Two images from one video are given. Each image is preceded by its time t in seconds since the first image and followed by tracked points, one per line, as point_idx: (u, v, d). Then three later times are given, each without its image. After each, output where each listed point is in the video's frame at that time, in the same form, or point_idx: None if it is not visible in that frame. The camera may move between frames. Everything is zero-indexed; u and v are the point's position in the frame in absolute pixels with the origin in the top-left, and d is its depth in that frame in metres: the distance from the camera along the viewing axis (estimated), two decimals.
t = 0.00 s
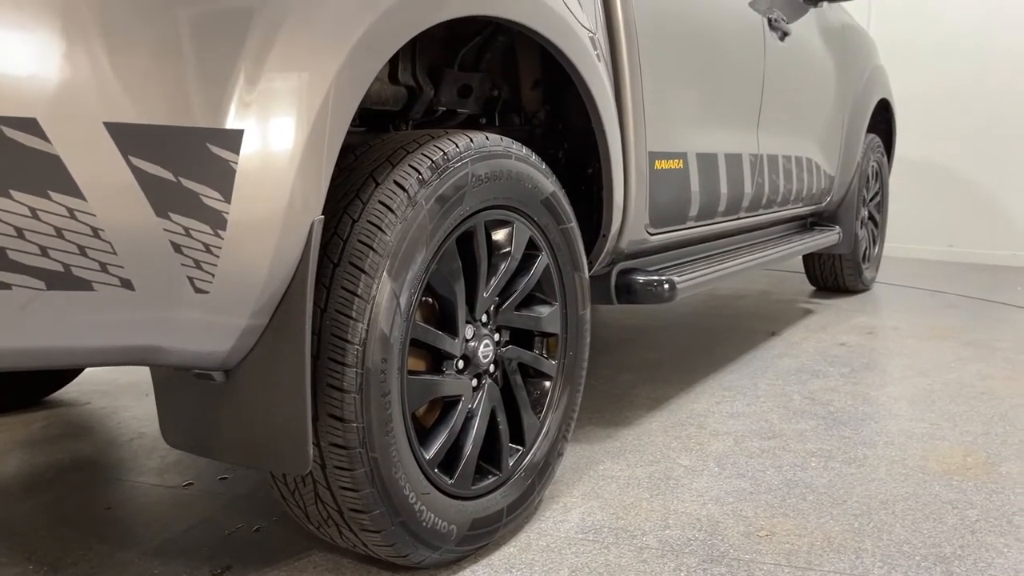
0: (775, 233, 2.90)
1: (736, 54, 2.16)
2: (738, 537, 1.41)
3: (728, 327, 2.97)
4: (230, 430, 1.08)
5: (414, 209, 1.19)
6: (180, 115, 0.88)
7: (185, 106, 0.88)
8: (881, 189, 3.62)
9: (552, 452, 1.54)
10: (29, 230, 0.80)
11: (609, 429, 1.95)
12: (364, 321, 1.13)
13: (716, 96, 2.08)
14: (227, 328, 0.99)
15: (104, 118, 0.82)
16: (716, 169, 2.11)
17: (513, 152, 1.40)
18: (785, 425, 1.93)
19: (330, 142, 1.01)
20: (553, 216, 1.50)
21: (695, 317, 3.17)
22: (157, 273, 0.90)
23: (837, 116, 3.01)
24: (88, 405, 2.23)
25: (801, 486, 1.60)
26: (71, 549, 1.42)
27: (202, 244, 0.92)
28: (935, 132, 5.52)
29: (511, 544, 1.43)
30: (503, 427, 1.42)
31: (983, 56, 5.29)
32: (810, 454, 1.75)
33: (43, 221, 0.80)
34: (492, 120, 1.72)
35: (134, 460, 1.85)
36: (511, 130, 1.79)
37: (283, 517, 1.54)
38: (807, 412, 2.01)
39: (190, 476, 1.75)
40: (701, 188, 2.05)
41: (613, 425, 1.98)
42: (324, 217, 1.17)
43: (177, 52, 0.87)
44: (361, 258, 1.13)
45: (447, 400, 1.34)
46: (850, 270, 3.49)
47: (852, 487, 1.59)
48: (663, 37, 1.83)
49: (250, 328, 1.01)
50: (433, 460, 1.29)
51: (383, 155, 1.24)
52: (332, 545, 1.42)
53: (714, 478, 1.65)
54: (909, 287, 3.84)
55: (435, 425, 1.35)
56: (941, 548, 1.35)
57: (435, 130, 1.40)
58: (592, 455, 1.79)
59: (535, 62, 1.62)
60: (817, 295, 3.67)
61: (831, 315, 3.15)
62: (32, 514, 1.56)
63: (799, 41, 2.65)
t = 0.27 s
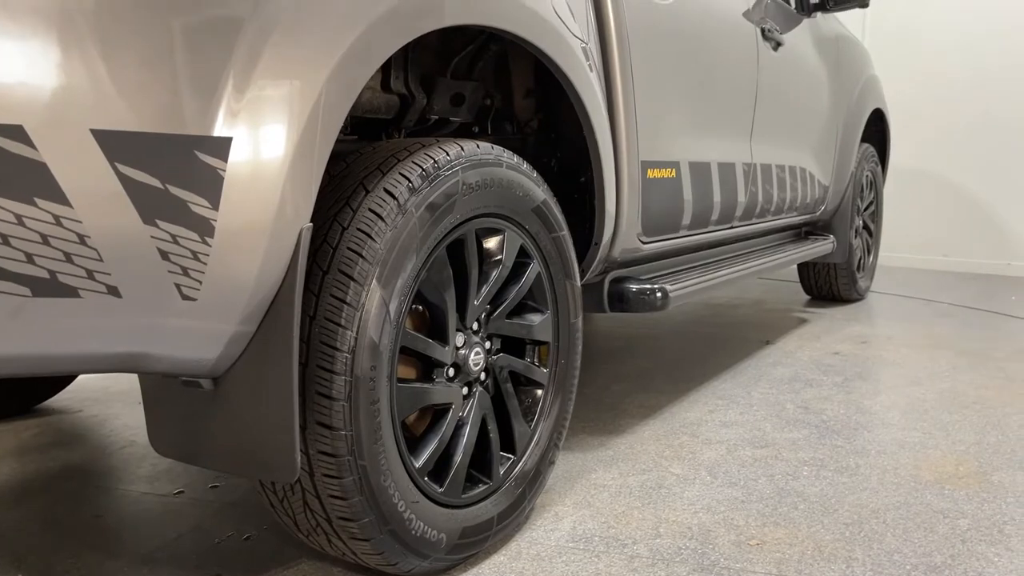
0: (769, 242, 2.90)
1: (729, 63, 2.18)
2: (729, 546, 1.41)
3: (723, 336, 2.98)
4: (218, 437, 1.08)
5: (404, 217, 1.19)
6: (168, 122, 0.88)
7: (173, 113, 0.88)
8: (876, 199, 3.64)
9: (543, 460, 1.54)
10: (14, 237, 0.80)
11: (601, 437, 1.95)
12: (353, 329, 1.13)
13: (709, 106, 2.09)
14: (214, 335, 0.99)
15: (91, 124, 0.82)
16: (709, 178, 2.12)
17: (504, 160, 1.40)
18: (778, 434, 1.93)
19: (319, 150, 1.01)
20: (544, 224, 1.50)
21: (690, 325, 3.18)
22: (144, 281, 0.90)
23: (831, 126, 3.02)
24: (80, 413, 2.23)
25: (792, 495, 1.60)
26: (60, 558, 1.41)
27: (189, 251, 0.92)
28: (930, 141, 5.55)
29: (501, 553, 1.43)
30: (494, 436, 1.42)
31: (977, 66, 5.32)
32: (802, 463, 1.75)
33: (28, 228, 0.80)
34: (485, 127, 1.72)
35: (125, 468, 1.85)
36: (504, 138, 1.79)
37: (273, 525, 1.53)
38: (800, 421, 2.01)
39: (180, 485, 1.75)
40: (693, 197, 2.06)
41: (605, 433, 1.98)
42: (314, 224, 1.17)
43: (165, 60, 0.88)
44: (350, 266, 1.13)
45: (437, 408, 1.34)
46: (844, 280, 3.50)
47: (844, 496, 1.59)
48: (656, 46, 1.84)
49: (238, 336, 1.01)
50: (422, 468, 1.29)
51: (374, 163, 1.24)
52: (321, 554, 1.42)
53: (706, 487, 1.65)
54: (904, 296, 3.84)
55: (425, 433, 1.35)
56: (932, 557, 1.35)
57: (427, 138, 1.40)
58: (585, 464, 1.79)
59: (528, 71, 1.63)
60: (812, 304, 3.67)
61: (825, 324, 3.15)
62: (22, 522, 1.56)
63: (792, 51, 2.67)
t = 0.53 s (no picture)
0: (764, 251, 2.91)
1: (722, 73, 2.19)
2: (720, 555, 1.40)
3: (718, 346, 2.98)
4: (206, 445, 1.08)
5: (394, 224, 1.19)
6: (156, 129, 0.88)
7: (161, 120, 0.88)
8: (871, 208, 3.65)
9: (535, 469, 1.54)
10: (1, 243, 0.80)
11: (594, 446, 1.95)
12: (342, 337, 1.13)
13: (702, 116, 2.10)
14: (202, 342, 0.99)
15: (79, 131, 0.83)
16: (702, 187, 2.13)
17: (495, 169, 1.41)
18: (771, 443, 1.92)
19: (308, 158, 1.01)
20: (536, 233, 1.50)
21: (685, 335, 3.18)
22: (131, 287, 0.90)
23: (825, 136, 3.04)
24: (72, 421, 2.23)
25: (784, 504, 1.59)
26: (48, 566, 1.41)
27: (177, 258, 0.92)
28: (925, 152, 5.57)
29: (492, 561, 1.42)
30: (485, 444, 1.42)
31: (972, 77, 5.34)
32: (795, 472, 1.75)
33: (15, 234, 0.81)
34: (477, 136, 1.72)
35: (116, 476, 1.84)
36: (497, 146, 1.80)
37: (263, 534, 1.53)
38: (793, 431, 2.01)
39: (171, 493, 1.74)
40: (686, 206, 2.06)
41: (598, 442, 1.97)
42: (304, 232, 1.17)
43: (154, 67, 0.88)
44: (339, 274, 1.14)
45: (428, 416, 1.34)
46: (839, 289, 3.50)
47: (836, 505, 1.58)
48: (649, 56, 1.85)
49: (226, 342, 1.01)
50: (412, 476, 1.29)
51: (364, 171, 1.24)
52: (311, 563, 1.41)
53: (698, 496, 1.64)
54: (899, 306, 3.85)
55: (416, 441, 1.35)
56: (923, 566, 1.35)
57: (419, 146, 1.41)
58: (577, 473, 1.78)
59: (519, 79, 1.66)
60: (807, 314, 3.68)
61: (820, 333, 3.15)
62: (11, 530, 1.55)
63: (786, 62, 2.68)
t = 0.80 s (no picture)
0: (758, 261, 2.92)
1: (715, 84, 2.20)
2: (711, 565, 1.40)
3: (712, 356, 2.98)
4: (193, 454, 1.08)
5: (383, 234, 1.19)
6: (143, 138, 0.89)
7: (149, 130, 0.89)
8: (865, 219, 3.66)
9: (525, 479, 1.54)
10: None
11: (586, 456, 1.94)
12: (331, 346, 1.13)
13: (695, 126, 2.10)
14: (189, 351, 0.99)
15: (66, 140, 0.83)
16: (695, 198, 2.13)
17: (486, 178, 1.41)
18: (763, 454, 1.92)
19: (297, 167, 1.02)
20: (527, 242, 1.51)
21: (680, 345, 3.18)
22: (118, 296, 0.91)
23: (819, 147, 3.05)
24: (65, 430, 2.22)
25: (776, 514, 1.59)
26: None
27: (164, 266, 0.92)
28: (921, 163, 5.59)
29: (482, 572, 1.42)
30: (475, 454, 1.42)
31: (967, 89, 5.37)
32: (787, 482, 1.74)
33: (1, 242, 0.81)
34: (470, 146, 1.72)
35: (107, 486, 1.84)
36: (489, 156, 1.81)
37: (253, 543, 1.52)
38: (786, 441, 2.01)
39: (162, 503, 1.74)
40: (679, 217, 2.07)
41: (591, 452, 1.97)
42: (294, 241, 1.17)
43: (142, 76, 0.88)
44: (328, 283, 1.14)
45: (418, 425, 1.34)
46: (834, 300, 3.51)
47: (828, 515, 1.58)
48: (641, 67, 1.86)
49: (214, 351, 1.01)
50: (401, 486, 1.28)
51: (355, 181, 1.25)
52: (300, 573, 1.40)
53: (689, 506, 1.64)
54: (894, 316, 3.85)
55: (405, 451, 1.35)
56: None
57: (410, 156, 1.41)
58: (570, 483, 1.78)
59: (512, 90, 1.66)
60: (802, 324, 3.68)
61: (815, 343, 3.15)
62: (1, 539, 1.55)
63: (780, 73, 2.70)
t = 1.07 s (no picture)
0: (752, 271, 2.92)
1: (708, 96, 2.21)
2: None
3: (707, 366, 2.98)
4: (181, 463, 1.07)
5: (373, 243, 1.20)
6: (131, 147, 0.89)
7: (139, 139, 0.89)
8: (860, 230, 3.67)
9: (517, 489, 1.53)
10: None
11: (579, 466, 1.94)
12: (320, 355, 1.13)
13: (687, 137, 2.11)
14: (177, 359, 0.99)
15: (54, 148, 0.83)
16: (688, 208, 2.14)
17: (478, 188, 1.42)
18: (756, 464, 1.92)
19: (285, 177, 1.02)
20: (518, 252, 1.51)
21: (675, 355, 3.18)
22: (106, 306, 0.91)
23: (813, 158, 3.06)
24: (57, 440, 2.22)
25: (768, 524, 1.59)
26: None
27: (151, 275, 0.93)
28: (916, 174, 5.61)
29: None
30: (466, 463, 1.41)
31: (961, 101, 5.39)
32: (779, 492, 1.74)
33: None
34: (462, 156, 1.73)
35: (98, 496, 1.83)
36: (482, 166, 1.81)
37: (243, 553, 1.51)
38: (779, 451, 2.00)
39: (153, 513, 1.73)
40: (672, 227, 2.07)
41: (584, 462, 1.97)
42: (284, 251, 1.18)
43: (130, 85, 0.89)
44: (318, 292, 1.14)
45: (408, 435, 1.34)
46: (829, 310, 3.51)
47: (820, 525, 1.58)
48: (633, 78, 1.87)
49: (202, 360, 1.02)
50: (391, 495, 1.28)
51: (345, 190, 1.25)
52: None
53: (682, 516, 1.64)
54: (889, 327, 3.86)
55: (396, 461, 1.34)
56: None
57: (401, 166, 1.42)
58: (562, 493, 1.78)
59: (504, 101, 1.67)
60: (797, 335, 3.68)
61: (810, 354, 3.16)
62: None
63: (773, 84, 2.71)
